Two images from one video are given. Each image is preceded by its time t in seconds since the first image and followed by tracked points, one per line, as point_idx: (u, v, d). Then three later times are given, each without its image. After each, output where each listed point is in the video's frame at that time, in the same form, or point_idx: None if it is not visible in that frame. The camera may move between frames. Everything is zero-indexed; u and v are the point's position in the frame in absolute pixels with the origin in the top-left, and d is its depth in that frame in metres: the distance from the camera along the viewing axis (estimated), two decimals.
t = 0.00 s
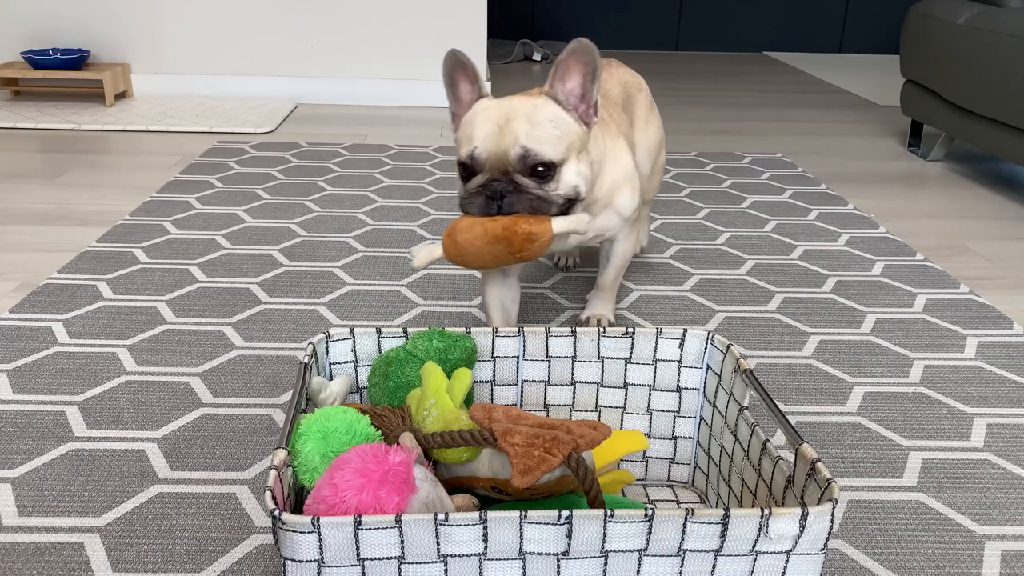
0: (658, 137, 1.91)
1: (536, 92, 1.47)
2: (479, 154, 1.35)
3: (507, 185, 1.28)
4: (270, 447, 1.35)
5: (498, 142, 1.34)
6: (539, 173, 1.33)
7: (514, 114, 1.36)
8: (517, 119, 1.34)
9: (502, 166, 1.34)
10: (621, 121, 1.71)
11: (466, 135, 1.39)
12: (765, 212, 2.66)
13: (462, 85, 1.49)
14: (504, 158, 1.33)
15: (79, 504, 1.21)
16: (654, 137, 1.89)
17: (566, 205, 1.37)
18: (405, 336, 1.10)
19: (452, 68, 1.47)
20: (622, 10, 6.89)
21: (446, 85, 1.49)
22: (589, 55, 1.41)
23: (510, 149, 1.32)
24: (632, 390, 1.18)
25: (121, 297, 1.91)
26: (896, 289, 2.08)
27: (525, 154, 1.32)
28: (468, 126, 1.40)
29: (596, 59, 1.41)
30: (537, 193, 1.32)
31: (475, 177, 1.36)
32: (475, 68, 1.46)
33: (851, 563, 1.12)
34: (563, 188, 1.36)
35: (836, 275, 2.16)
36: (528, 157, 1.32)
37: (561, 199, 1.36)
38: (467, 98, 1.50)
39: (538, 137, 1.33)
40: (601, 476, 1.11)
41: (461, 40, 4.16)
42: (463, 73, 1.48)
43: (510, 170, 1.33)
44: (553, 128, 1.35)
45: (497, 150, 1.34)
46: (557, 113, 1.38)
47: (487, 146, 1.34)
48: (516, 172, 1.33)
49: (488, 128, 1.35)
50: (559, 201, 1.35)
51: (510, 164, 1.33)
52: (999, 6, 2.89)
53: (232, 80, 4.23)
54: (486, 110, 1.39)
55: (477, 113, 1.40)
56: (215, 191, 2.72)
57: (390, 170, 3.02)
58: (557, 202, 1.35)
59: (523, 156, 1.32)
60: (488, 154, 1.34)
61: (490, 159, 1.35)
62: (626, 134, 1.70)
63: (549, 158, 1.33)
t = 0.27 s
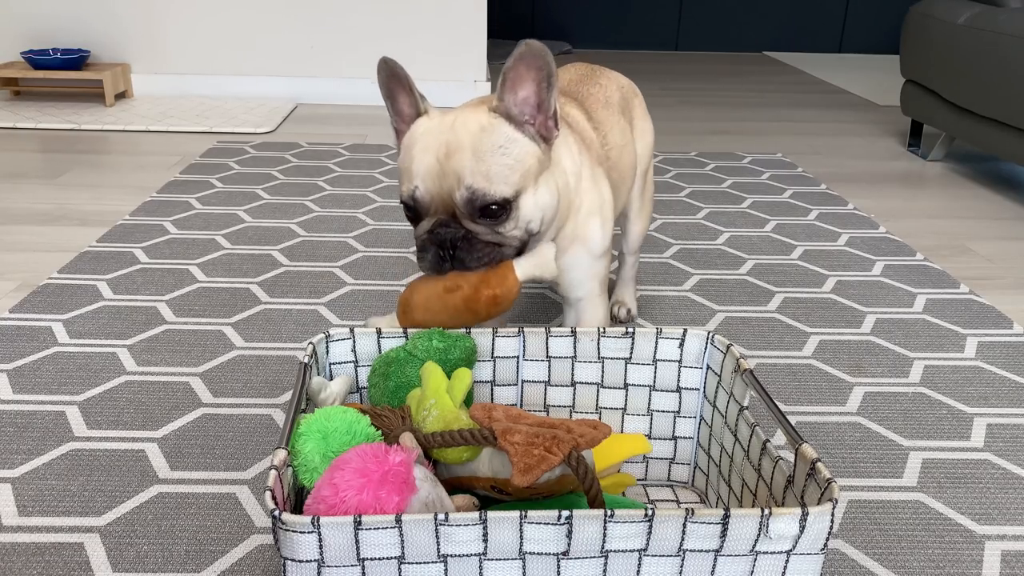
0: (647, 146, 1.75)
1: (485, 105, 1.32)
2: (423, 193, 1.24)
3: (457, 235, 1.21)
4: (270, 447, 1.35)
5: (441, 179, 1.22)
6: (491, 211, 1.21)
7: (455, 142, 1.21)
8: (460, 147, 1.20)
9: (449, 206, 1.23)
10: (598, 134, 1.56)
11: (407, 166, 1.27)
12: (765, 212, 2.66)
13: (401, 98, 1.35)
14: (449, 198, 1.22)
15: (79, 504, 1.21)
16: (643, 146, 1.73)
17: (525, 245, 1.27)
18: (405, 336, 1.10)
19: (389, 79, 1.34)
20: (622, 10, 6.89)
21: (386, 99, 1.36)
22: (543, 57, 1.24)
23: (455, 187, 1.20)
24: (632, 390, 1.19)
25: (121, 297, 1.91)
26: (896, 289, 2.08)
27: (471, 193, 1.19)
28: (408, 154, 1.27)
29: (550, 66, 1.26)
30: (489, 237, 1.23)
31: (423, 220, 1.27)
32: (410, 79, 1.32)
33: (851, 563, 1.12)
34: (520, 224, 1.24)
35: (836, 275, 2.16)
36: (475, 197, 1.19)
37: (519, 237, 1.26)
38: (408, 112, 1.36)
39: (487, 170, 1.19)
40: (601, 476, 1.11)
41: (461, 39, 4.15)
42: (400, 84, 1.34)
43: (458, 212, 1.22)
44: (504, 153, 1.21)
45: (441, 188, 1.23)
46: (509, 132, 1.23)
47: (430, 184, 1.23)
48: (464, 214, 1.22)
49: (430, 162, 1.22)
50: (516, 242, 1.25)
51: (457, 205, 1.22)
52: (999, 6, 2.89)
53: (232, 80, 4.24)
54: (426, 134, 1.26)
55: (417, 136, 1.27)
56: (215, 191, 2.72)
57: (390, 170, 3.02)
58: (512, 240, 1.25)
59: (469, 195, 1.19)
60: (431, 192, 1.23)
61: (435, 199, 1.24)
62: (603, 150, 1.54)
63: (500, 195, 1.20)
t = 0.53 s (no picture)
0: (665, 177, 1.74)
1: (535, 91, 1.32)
2: (447, 156, 1.21)
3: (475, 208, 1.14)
4: (269, 447, 1.35)
5: (471, 144, 1.19)
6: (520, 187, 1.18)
7: (496, 114, 1.21)
8: (501, 117, 1.19)
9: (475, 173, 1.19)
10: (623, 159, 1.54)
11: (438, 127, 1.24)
12: (765, 212, 2.66)
13: (434, 67, 1.35)
14: (476, 165, 1.19)
15: (79, 505, 1.21)
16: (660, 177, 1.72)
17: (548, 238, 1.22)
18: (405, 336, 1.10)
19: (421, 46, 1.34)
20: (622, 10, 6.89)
21: (412, 65, 1.35)
22: (614, 49, 1.26)
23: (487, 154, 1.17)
24: (632, 390, 1.18)
25: (121, 297, 1.91)
26: (897, 289, 2.07)
27: (505, 161, 1.16)
28: (442, 117, 1.26)
29: (619, 60, 1.26)
30: (512, 217, 1.18)
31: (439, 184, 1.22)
32: (444, 49, 1.31)
33: (851, 563, 1.12)
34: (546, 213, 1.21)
35: (836, 275, 2.16)
36: (508, 167, 1.17)
37: (542, 226, 1.22)
38: (435, 82, 1.37)
39: (525, 143, 1.18)
40: (601, 476, 1.10)
41: (461, 39, 4.15)
42: (432, 53, 1.34)
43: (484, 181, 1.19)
44: (546, 133, 1.20)
45: (470, 153, 1.20)
46: (556, 118, 1.23)
47: (457, 147, 1.20)
48: (490, 183, 1.18)
49: (467, 126, 1.21)
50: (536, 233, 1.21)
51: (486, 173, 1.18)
52: (999, 6, 2.89)
53: (232, 80, 4.23)
54: (464, 102, 1.25)
55: (452, 105, 1.26)
56: (214, 191, 2.72)
57: (390, 170, 3.02)
58: (534, 225, 1.21)
59: (502, 163, 1.16)
60: (457, 158, 1.20)
61: (459, 165, 1.20)
62: (630, 172, 1.52)
63: (537, 171, 1.17)
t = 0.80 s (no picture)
0: (638, 178, 1.73)
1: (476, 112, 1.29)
2: (396, 197, 1.18)
3: (433, 249, 1.12)
4: (269, 447, 1.35)
5: (418, 182, 1.16)
6: (477, 217, 1.15)
7: (438, 143, 1.18)
8: (444, 147, 1.16)
9: (428, 211, 1.16)
10: (594, 161, 1.54)
11: (383, 170, 1.22)
12: (765, 212, 2.66)
13: (370, 107, 1.34)
14: (427, 202, 1.16)
15: (79, 505, 1.21)
16: (633, 178, 1.72)
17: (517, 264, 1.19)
18: (405, 336, 1.09)
19: (354, 87, 1.32)
20: (622, 10, 6.89)
21: (349, 108, 1.34)
22: (547, 56, 1.21)
23: (436, 190, 1.15)
24: (632, 390, 1.18)
25: (121, 297, 1.91)
26: (897, 289, 2.07)
27: (455, 194, 1.13)
28: (386, 159, 1.23)
29: (554, 66, 1.22)
30: (474, 251, 1.15)
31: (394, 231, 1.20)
32: (379, 87, 1.30)
33: (852, 563, 1.12)
34: (509, 240, 1.17)
35: (836, 275, 2.16)
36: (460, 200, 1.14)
37: (505, 257, 1.18)
38: (376, 122, 1.36)
39: (473, 173, 1.14)
40: (601, 476, 1.10)
41: (461, 39, 4.15)
42: (368, 92, 1.32)
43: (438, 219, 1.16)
44: (494, 157, 1.17)
45: (418, 192, 1.16)
46: (501, 138, 1.20)
47: (405, 187, 1.17)
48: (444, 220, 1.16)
49: (411, 163, 1.18)
50: (500, 264, 1.18)
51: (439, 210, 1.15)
52: (999, 6, 2.88)
53: (232, 80, 4.23)
54: (405, 140, 1.22)
55: (395, 143, 1.23)
56: (214, 191, 2.72)
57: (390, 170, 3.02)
58: (496, 258, 1.17)
59: (452, 197, 1.14)
60: (406, 198, 1.17)
61: (409, 205, 1.17)
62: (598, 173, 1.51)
63: (491, 199, 1.14)
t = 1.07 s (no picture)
0: (624, 182, 1.73)
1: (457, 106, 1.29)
2: (371, 192, 1.18)
3: (409, 245, 1.13)
4: (269, 447, 1.35)
5: (393, 176, 1.16)
6: (454, 212, 1.15)
7: (415, 138, 1.17)
8: (420, 142, 1.16)
9: (404, 206, 1.17)
10: (579, 164, 1.54)
11: (361, 166, 1.22)
12: (765, 212, 2.66)
13: (350, 107, 1.34)
14: (403, 197, 1.16)
15: (79, 504, 1.20)
16: (620, 182, 1.72)
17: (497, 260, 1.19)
18: (406, 336, 1.09)
19: (334, 88, 1.32)
20: (621, 10, 6.89)
21: (329, 110, 1.35)
22: (524, 50, 1.21)
23: (412, 184, 1.15)
24: (632, 390, 1.18)
25: (121, 297, 1.91)
26: (897, 289, 2.07)
27: (430, 189, 1.13)
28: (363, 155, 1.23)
29: (531, 60, 1.21)
30: (450, 247, 1.15)
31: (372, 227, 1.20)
32: (358, 87, 1.30)
33: (851, 563, 1.12)
34: (488, 236, 1.17)
35: (836, 275, 2.15)
36: (436, 194, 1.14)
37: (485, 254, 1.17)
38: (356, 122, 1.36)
39: (448, 166, 1.14)
40: (601, 476, 1.10)
41: (460, 39, 4.15)
42: (347, 92, 1.33)
43: (414, 214, 1.16)
44: (470, 152, 1.16)
45: (394, 186, 1.16)
46: (478, 133, 1.19)
47: (380, 181, 1.17)
48: (421, 215, 1.16)
49: (386, 158, 1.18)
50: (478, 260, 1.17)
51: (415, 205, 1.15)
52: (999, 6, 2.88)
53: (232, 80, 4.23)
54: (382, 136, 1.23)
55: (371, 139, 1.24)
56: (214, 191, 2.72)
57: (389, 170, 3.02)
58: (475, 255, 1.16)
59: (427, 191, 1.14)
60: (381, 193, 1.18)
61: (385, 201, 1.18)
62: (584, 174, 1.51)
63: (467, 194, 1.14)
